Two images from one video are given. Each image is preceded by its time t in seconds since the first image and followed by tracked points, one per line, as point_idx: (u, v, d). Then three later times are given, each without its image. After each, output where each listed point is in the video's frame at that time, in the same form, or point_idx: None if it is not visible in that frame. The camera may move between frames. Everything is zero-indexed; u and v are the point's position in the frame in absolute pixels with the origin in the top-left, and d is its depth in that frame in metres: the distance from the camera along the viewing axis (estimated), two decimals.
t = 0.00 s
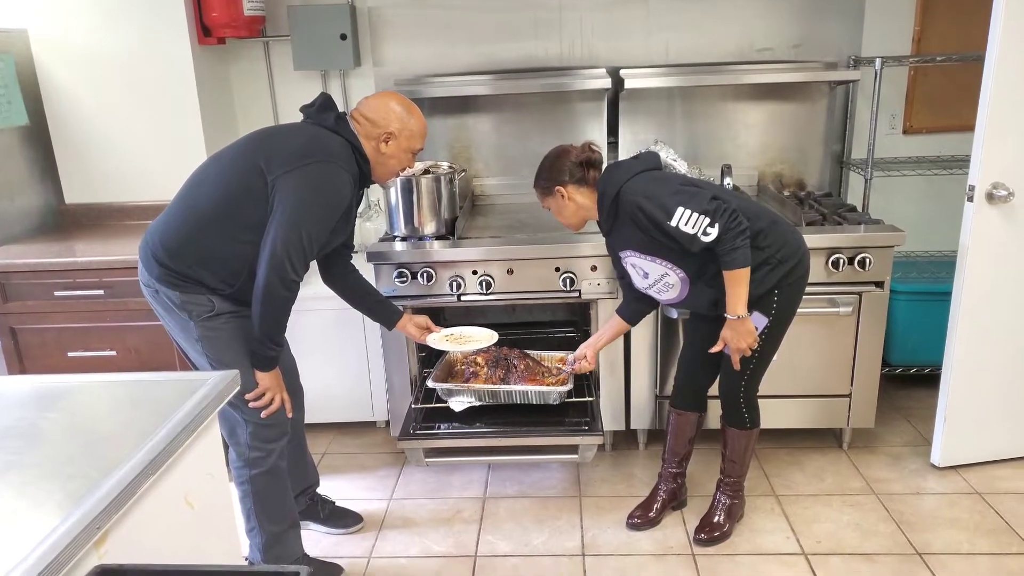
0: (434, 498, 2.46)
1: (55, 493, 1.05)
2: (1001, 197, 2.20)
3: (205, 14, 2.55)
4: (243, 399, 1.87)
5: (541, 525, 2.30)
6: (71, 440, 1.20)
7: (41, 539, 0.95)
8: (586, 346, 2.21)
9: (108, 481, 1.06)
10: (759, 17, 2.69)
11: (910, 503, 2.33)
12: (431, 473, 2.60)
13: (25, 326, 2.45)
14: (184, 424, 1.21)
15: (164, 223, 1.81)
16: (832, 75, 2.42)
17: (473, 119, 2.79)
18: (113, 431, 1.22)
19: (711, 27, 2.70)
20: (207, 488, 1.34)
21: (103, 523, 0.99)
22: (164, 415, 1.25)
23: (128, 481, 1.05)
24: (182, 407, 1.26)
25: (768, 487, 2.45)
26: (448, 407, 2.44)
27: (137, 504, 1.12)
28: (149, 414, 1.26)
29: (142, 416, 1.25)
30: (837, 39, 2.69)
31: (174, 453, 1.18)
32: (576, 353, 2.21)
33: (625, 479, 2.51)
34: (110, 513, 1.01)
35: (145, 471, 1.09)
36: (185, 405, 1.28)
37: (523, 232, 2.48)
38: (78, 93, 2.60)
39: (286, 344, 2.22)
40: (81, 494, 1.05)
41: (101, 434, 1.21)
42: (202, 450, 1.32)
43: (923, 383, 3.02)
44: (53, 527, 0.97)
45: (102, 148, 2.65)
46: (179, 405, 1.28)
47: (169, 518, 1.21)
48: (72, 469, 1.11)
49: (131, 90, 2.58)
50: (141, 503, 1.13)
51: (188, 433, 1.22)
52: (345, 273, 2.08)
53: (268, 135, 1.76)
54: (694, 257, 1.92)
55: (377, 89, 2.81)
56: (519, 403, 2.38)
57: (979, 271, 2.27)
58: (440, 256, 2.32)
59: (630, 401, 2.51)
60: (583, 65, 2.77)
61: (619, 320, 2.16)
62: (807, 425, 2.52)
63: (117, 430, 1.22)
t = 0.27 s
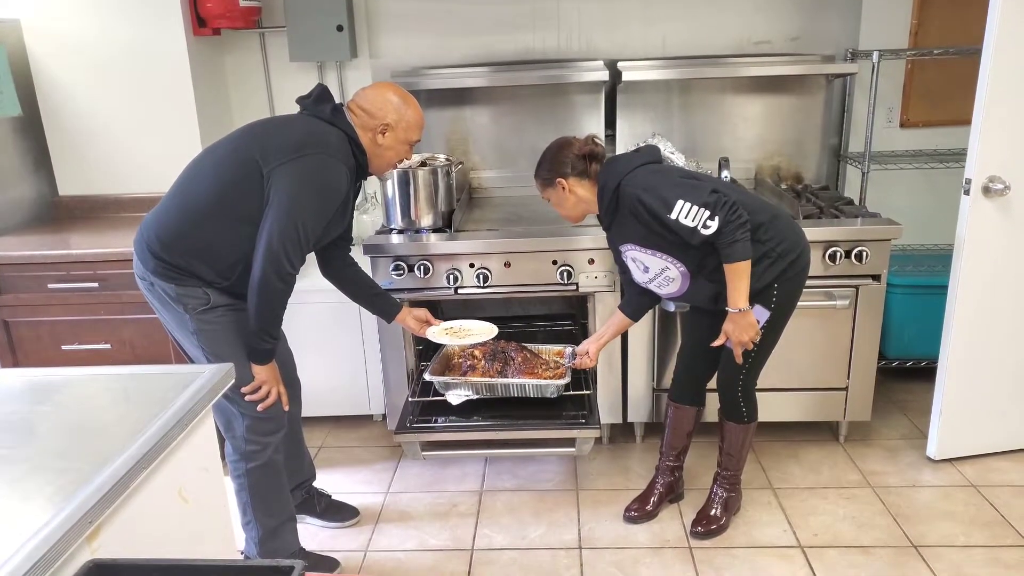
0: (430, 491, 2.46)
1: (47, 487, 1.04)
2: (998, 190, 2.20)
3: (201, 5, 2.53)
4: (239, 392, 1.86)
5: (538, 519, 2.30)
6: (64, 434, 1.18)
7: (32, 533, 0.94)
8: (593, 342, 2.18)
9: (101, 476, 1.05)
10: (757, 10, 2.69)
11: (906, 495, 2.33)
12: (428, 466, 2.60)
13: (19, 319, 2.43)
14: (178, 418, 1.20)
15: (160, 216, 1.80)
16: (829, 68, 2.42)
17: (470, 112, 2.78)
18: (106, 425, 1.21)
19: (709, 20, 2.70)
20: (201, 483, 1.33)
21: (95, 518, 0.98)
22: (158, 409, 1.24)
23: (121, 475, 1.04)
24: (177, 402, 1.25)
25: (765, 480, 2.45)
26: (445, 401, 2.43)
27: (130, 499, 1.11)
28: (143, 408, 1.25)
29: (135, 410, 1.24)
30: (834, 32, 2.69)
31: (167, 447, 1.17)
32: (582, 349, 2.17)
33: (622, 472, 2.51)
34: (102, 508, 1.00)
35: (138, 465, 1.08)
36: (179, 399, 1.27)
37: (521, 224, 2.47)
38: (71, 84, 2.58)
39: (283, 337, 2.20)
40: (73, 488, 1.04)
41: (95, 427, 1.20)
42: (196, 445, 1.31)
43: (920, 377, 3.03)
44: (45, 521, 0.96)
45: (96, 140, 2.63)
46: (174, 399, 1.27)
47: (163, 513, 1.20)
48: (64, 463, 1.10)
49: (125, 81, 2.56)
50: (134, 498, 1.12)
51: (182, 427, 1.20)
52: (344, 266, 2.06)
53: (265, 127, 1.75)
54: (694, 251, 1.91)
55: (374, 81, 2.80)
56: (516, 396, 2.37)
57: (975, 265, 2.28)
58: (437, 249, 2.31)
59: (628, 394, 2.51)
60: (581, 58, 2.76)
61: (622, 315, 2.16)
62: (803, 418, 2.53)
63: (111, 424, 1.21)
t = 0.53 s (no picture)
0: (424, 492, 2.45)
1: (35, 491, 1.03)
2: (988, 187, 2.21)
3: (191, 5, 2.52)
4: (232, 393, 1.85)
5: (533, 518, 2.29)
6: (53, 438, 1.17)
7: (19, 538, 0.93)
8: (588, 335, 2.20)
9: (90, 479, 1.04)
10: (747, 9, 2.70)
11: (900, 492, 2.34)
12: (422, 467, 2.59)
13: (8, 322, 2.41)
14: (168, 421, 1.19)
15: (150, 217, 1.78)
16: (819, 66, 2.43)
17: (462, 111, 2.78)
18: (95, 428, 1.20)
19: (700, 18, 2.71)
20: (193, 485, 1.32)
21: (83, 523, 0.97)
22: (149, 412, 1.23)
23: (110, 479, 1.03)
24: (167, 404, 1.24)
25: (759, 478, 2.45)
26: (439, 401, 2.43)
27: (119, 503, 1.10)
28: (133, 410, 1.24)
29: (125, 413, 1.23)
30: (825, 30, 2.71)
31: (158, 450, 1.16)
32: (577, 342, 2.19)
33: (616, 470, 2.51)
34: (91, 512, 0.99)
35: (128, 469, 1.07)
36: (170, 401, 1.26)
37: (513, 223, 2.47)
38: (61, 84, 2.56)
39: (275, 338, 2.20)
40: (61, 492, 1.03)
41: (84, 431, 1.19)
42: (187, 447, 1.30)
43: (913, 373, 3.04)
44: (33, 525, 0.95)
45: (86, 141, 2.62)
46: (164, 401, 1.26)
47: (154, 516, 1.19)
48: (53, 467, 1.09)
49: (115, 82, 2.55)
50: (124, 502, 1.11)
51: (173, 430, 1.20)
52: (338, 265, 2.05)
53: (255, 127, 1.74)
54: (687, 249, 1.91)
55: (366, 80, 2.79)
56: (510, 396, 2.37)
57: (966, 261, 2.28)
58: (430, 249, 2.31)
59: (622, 393, 2.51)
60: (573, 57, 2.76)
61: (620, 311, 2.16)
62: (797, 415, 2.53)
63: (100, 427, 1.19)
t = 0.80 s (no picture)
0: (421, 491, 2.45)
1: (32, 489, 1.03)
2: (985, 186, 2.21)
3: (188, 5, 2.52)
4: (228, 393, 1.86)
5: (529, 517, 2.29)
6: (50, 436, 1.17)
7: (15, 535, 0.93)
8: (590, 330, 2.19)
9: (86, 476, 1.04)
10: (744, 8, 2.69)
11: (896, 491, 2.34)
12: (419, 466, 2.59)
13: (5, 321, 2.42)
14: (165, 418, 1.19)
15: (146, 216, 1.79)
16: (816, 65, 2.43)
17: (459, 110, 2.77)
18: (92, 426, 1.20)
19: (697, 18, 2.71)
20: (189, 484, 1.32)
21: (79, 520, 0.97)
22: (145, 410, 1.23)
23: (106, 476, 1.03)
24: (163, 402, 1.24)
25: (756, 477, 2.46)
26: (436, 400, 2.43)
27: (116, 500, 1.10)
28: (130, 408, 1.24)
29: (122, 411, 1.23)
30: (822, 29, 2.70)
31: (154, 447, 1.16)
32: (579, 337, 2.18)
33: (613, 470, 2.51)
34: (87, 510, 0.99)
35: (124, 466, 1.07)
36: (166, 399, 1.26)
37: (510, 223, 2.47)
38: (57, 84, 2.56)
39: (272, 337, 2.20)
40: (57, 490, 1.03)
41: (80, 429, 1.19)
42: (184, 445, 1.30)
43: (910, 373, 3.04)
44: (29, 522, 0.95)
45: (83, 140, 2.62)
46: (160, 400, 1.26)
47: (150, 514, 1.20)
48: (49, 464, 1.09)
49: (112, 81, 2.55)
50: (120, 499, 1.11)
51: (169, 427, 1.20)
52: (335, 264, 2.05)
53: (251, 127, 1.74)
54: (683, 248, 1.91)
55: (363, 80, 2.79)
56: (507, 395, 2.37)
57: (963, 260, 2.28)
58: (427, 248, 2.31)
59: (618, 392, 2.51)
60: (570, 56, 2.76)
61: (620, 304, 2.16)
62: (793, 415, 2.53)
63: (97, 425, 1.19)
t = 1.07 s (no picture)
0: (418, 486, 2.45)
1: (23, 487, 1.02)
2: (980, 180, 2.21)
3: None
4: (223, 389, 1.84)
5: (525, 512, 2.30)
6: (41, 433, 1.16)
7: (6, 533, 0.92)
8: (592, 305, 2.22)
9: (77, 473, 1.02)
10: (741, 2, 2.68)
11: (891, 484, 2.35)
12: (415, 462, 2.59)
13: None
14: (157, 415, 1.18)
15: (140, 211, 1.77)
16: (812, 59, 2.42)
17: (454, 104, 2.76)
18: (84, 423, 1.18)
19: (693, 12, 2.70)
20: (183, 480, 1.31)
21: (70, 518, 0.96)
22: (138, 407, 1.22)
23: (97, 473, 1.02)
24: (156, 399, 1.23)
25: (752, 471, 2.46)
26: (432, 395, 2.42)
27: (108, 498, 1.09)
28: (122, 405, 1.23)
29: (114, 408, 1.22)
30: (818, 23, 2.70)
31: (146, 444, 1.15)
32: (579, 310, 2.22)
33: (610, 464, 2.52)
34: (78, 507, 0.97)
35: (116, 463, 1.06)
36: (158, 396, 1.25)
37: (506, 218, 2.46)
38: (48, 79, 2.54)
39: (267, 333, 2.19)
40: (48, 487, 1.02)
41: (72, 426, 1.17)
42: (177, 442, 1.29)
43: (905, 366, 3.05)
44: (20, 520, 0.94)
45: (75, 135, 2.60)
46: (153, 396, 1.25)
47: (143, 511, 1.19)
48: (41, 461, 1.08)
49: (103, 76, 2.53)
50: (112, 497, 1.10)
51: (162, 424, 1.18)
52: (331, 259, 2.04)
53: (247, 121, 1.72)
54: (682, 236, 1.91)
55: (357, 74, 2.77)
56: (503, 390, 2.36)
57: (958, 254, 2.29)
58: (422, 243, 2.30)
59: (615, 387, 2.51)
60: (566, 50, 2.75)
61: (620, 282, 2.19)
62: (789, 409, 2.54)
63: (89, 423, 1.18)
